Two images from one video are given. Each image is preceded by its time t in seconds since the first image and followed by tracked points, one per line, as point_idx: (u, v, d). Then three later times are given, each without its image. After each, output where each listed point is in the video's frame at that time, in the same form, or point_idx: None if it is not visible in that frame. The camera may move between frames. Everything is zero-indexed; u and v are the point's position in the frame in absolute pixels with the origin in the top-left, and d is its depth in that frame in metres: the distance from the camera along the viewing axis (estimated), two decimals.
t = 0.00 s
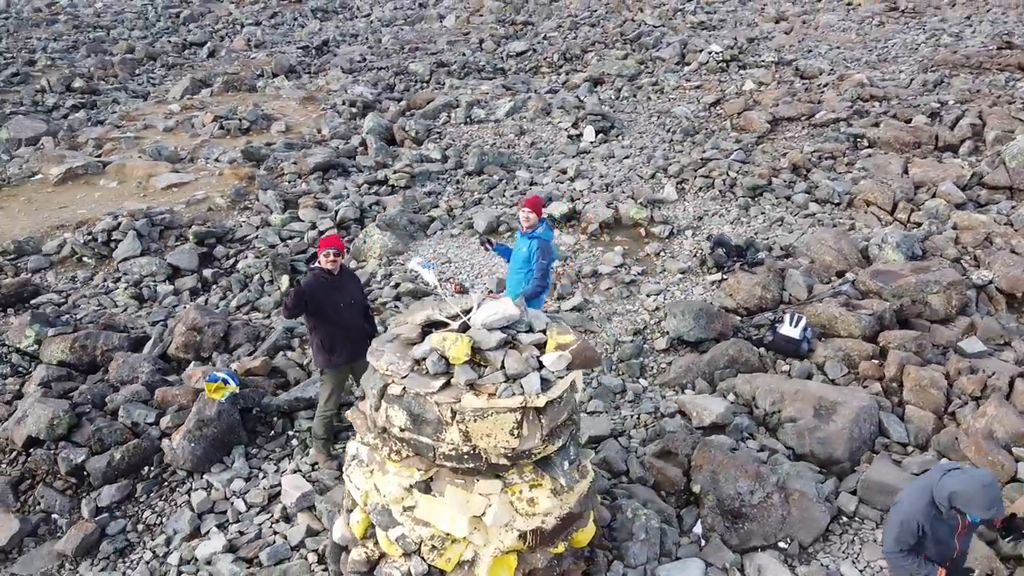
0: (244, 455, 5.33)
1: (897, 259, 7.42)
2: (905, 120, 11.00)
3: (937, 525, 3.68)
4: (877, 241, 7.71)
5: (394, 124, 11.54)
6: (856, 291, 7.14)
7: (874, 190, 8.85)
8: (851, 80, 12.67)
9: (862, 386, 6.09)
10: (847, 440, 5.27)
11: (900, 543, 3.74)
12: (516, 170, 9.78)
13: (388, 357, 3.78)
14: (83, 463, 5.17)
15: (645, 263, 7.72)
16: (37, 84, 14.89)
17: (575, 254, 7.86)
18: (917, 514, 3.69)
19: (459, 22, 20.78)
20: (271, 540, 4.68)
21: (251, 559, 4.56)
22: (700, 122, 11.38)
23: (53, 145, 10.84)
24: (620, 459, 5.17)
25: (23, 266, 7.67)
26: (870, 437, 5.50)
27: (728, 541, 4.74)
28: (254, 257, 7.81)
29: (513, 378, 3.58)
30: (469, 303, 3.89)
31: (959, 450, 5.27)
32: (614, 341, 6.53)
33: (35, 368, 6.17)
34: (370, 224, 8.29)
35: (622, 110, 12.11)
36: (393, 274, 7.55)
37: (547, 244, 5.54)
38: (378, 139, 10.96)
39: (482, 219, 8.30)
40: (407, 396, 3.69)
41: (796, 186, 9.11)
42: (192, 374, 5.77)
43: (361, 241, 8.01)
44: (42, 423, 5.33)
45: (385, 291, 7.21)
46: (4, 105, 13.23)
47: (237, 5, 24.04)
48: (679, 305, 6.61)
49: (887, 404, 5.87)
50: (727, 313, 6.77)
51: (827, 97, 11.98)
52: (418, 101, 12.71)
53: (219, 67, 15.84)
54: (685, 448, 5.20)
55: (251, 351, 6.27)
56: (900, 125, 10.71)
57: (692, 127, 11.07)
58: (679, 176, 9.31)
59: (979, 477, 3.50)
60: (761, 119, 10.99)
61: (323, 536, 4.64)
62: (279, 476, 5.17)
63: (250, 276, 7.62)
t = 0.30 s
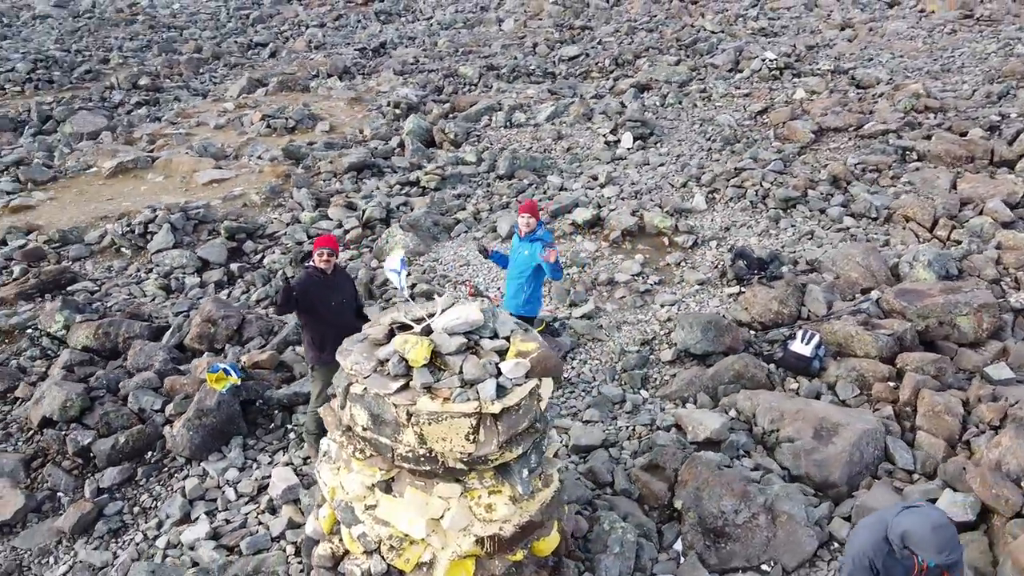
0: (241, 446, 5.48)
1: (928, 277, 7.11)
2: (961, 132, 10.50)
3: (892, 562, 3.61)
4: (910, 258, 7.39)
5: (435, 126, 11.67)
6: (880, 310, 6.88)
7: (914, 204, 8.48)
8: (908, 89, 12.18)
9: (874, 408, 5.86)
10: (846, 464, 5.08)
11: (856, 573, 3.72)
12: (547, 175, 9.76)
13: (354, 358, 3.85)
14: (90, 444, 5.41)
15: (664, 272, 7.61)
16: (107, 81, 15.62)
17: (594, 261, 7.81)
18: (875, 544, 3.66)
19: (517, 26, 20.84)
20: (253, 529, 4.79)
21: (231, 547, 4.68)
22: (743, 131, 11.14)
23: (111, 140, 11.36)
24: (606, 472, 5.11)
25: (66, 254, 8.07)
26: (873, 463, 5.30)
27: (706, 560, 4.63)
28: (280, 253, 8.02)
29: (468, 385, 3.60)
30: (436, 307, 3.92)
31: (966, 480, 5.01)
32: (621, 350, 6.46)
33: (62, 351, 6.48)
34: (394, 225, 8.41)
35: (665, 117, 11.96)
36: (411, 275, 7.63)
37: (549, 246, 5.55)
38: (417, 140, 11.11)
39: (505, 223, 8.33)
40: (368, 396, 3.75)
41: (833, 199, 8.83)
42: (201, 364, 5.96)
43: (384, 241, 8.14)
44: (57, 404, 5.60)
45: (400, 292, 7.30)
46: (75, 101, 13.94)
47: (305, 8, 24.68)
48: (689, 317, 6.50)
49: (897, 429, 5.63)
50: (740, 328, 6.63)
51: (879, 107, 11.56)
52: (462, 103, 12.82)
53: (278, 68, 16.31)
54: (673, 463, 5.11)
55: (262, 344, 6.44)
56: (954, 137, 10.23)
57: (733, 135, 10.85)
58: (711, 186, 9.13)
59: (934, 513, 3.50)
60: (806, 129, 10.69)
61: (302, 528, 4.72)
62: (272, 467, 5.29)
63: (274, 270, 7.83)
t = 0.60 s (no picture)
0: (240, 435, 5.63)
1: (959, 295, 6.78)
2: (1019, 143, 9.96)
3: None
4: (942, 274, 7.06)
5: (474, 127, 11.73)
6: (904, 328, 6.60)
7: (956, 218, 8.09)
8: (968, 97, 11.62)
9: (883, 430, 5.64)
10: (839, 486, 4.92)
11: None
12: (578, 179, 9.71)
13: (321, 355, 3.91)
14: (99, 426, 5.65)
15: (683, 281, 7.48)
16: (171, 78, 16.24)
17: (613, 267, 7.74)
18: None
19: (573, 28, 20.76)
20: (239, 516, 4.92)
21: (216, 533, 4.82)
22: (786, 138, 10.84)
23: (164, 135, 11.82)
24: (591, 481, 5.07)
25: (106, 243, 8.45)
26: (871, 487, 5.08)
27: None
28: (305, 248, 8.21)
29: (424, 387, 3.62)
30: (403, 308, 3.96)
31: (968, 510, 4.76)
32: (626, 359, 6.38)
33: (88, 336, 6.79)
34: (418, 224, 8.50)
35: (707, 123, 11.75)
36: (428, 273, 7.70)
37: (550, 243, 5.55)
38: (455, 141, 11.19)
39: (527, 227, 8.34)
40: (331, 393, 3.81)
41: (870, 210, 8.51)
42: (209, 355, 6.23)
43: (407, 241, 8.24)
44: (74, 387, 5.88)
45: (415, 291, 7.38)
46: (139, 96, 14.56)
47: (369, 8, 25.10)
48: (697, 328, 6.38)
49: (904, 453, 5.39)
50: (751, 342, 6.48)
51: (934, 117, 11.07)
52: (505, 105, 12.85)
53: (334, 67, 16.67)
54: (660, 476, 5.03)
55: (274, 337, 6.60)
56: (1010, 148, 9.72)
57: (775, 142, 10.58)
58: (743, 195, 8.94)
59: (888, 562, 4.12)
60: (851, 138, 10.33)
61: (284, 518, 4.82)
62: (266, 457, 5.42)
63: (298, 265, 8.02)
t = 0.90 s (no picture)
0: (242, 420, 5.78)
1: (990, 312, 6.43)
2: None
3: None
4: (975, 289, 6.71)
5: (515, 125, 11.74)
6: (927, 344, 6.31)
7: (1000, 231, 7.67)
8: None
9: (890, 450, 5.40)
10: (830, 506, 4.75)
11: None
12: (610, 180, 9.62)
13: (293, 346, 4.00)
14: (112, 405, 5.90)
15: (701, 287, 7.34)
16: (233, 72, 16.77)
17: (632, 271, 7.65)
18: None
19: (633, 28, 20.51)
20: (228, 499, 5.07)
21: (204, 514, 4.98)
22: (832, 144, 10.49)
23: (216, 127, 12.23)
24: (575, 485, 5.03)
25: (146, 229, 8.80)
26: (867, 508, 4.86)
27: None
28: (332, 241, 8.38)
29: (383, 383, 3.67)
30: (373, 302, 4.01)
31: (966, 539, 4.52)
32: (631, 363, 6.30)
33: (116, 318, 7.09)
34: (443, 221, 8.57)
35: (752, 127, 11.47)
36: (446, 270, 7.76)
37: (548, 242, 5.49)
38: (493, 139, 11.23)
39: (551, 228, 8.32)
40: (299, 383, 3.88)
41: (909, 220, 8.15)
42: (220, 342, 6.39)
43: (429, 237, 8.31)
44: (93, 366, 6.15)
45: (431, 288, 7.45)
46: (199, 89, 15.10)
47: (434, 5, 25.35)
48: (705, 335, 6.25)
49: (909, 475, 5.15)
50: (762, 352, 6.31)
51: (995, 125, 10.53)
52: (549, 104, 12.82)
53: (389, 64, 16.92)
54: (644, 484, 4.96)
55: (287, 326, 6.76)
56: None
57: (820, 147, 10.24)
58: (776, 202, 8.71)
59: None
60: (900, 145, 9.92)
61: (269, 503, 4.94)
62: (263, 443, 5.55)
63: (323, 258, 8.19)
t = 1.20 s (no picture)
0: (246, 404, 5.93)
1: None
2: None
3: None
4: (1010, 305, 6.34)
5: (556, 122, 11.68)
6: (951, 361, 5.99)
7: None
8: None
9: (897, 469, 5.15)
10: (819, 523, 4.57)
11: None
12: (643, 180, 9.47)
13: (268, 333, 4.08)
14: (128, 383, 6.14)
15: (721, 293, 7.17)
16: (293, 64, 17.19)
17: (651, 273, 7.52)
18: None
19: (694, 27, 20.11)
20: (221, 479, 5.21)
21: (197, 492, 5.12)
22: (882, 149, 10.07)
23: (267, 118, 12.56)
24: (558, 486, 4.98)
25: (186, 216, 9.11)
26: (860, 528, 4.64)
27: None
28: (359, 232, 8.51)
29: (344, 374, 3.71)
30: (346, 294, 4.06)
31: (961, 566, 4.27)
32: (636, 367, 6.20)
33: (145, 300, 7.37)
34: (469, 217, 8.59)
35: (801, 130, 11.11)
36: (465, 264, 7.78)
37: (546, 239, 5.47)
38: (533, 136, 11.20)
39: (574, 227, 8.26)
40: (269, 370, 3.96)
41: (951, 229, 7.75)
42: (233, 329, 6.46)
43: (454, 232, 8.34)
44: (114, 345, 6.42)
45: (448, 283, 7.49)
46: (258, 81, 15.55)
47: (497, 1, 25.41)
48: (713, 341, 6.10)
49: (912, 496, 4.89)
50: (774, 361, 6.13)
51: None
52: (594, 102, 12.70)
53: (444, 59, 17.06)
54: (628, 489, 4.88)
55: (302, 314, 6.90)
56: None
57: (867, 152, 9.85)
58: (811, 207, 8.43)
59: None
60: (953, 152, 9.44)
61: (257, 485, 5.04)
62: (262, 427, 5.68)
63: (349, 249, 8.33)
